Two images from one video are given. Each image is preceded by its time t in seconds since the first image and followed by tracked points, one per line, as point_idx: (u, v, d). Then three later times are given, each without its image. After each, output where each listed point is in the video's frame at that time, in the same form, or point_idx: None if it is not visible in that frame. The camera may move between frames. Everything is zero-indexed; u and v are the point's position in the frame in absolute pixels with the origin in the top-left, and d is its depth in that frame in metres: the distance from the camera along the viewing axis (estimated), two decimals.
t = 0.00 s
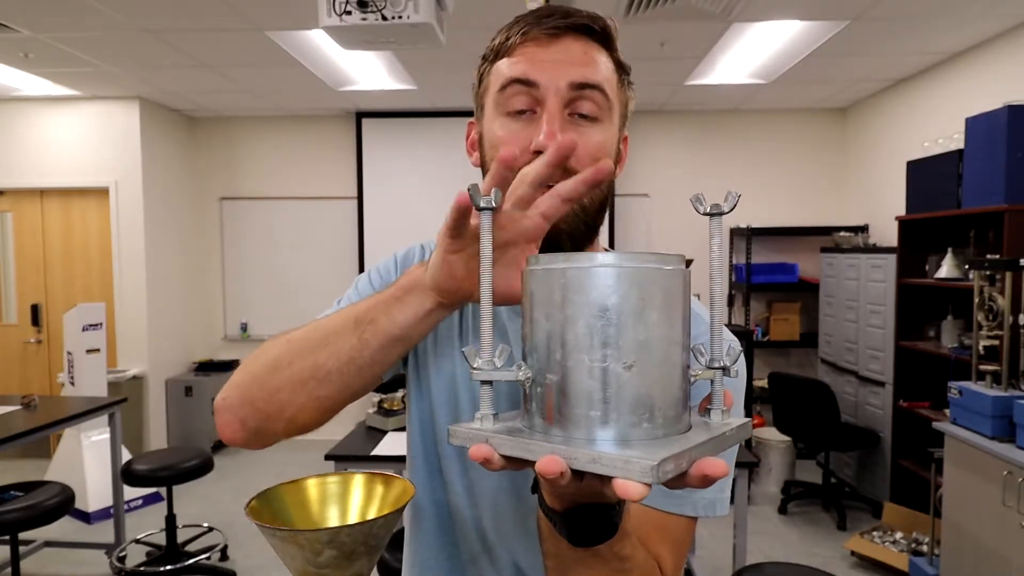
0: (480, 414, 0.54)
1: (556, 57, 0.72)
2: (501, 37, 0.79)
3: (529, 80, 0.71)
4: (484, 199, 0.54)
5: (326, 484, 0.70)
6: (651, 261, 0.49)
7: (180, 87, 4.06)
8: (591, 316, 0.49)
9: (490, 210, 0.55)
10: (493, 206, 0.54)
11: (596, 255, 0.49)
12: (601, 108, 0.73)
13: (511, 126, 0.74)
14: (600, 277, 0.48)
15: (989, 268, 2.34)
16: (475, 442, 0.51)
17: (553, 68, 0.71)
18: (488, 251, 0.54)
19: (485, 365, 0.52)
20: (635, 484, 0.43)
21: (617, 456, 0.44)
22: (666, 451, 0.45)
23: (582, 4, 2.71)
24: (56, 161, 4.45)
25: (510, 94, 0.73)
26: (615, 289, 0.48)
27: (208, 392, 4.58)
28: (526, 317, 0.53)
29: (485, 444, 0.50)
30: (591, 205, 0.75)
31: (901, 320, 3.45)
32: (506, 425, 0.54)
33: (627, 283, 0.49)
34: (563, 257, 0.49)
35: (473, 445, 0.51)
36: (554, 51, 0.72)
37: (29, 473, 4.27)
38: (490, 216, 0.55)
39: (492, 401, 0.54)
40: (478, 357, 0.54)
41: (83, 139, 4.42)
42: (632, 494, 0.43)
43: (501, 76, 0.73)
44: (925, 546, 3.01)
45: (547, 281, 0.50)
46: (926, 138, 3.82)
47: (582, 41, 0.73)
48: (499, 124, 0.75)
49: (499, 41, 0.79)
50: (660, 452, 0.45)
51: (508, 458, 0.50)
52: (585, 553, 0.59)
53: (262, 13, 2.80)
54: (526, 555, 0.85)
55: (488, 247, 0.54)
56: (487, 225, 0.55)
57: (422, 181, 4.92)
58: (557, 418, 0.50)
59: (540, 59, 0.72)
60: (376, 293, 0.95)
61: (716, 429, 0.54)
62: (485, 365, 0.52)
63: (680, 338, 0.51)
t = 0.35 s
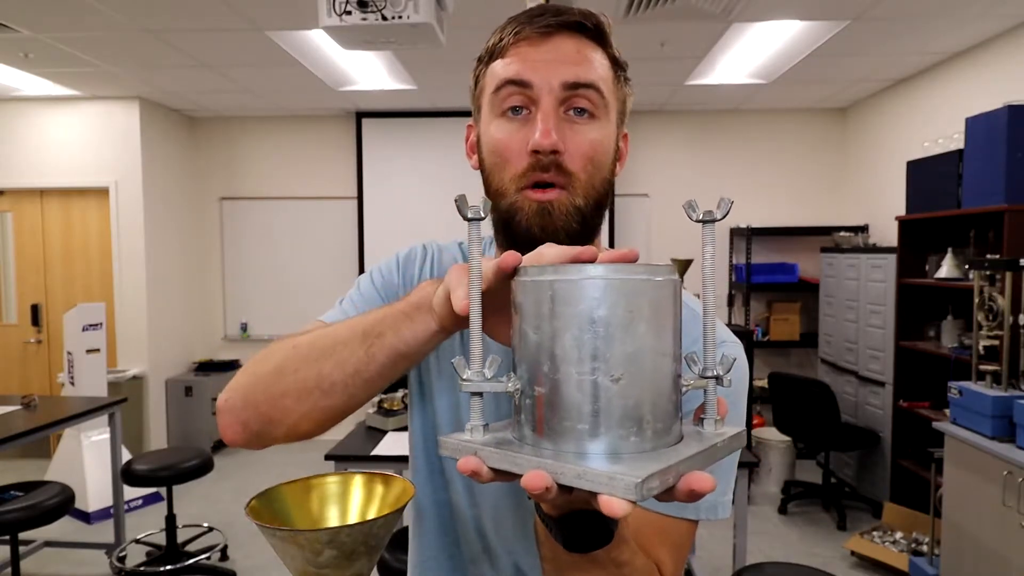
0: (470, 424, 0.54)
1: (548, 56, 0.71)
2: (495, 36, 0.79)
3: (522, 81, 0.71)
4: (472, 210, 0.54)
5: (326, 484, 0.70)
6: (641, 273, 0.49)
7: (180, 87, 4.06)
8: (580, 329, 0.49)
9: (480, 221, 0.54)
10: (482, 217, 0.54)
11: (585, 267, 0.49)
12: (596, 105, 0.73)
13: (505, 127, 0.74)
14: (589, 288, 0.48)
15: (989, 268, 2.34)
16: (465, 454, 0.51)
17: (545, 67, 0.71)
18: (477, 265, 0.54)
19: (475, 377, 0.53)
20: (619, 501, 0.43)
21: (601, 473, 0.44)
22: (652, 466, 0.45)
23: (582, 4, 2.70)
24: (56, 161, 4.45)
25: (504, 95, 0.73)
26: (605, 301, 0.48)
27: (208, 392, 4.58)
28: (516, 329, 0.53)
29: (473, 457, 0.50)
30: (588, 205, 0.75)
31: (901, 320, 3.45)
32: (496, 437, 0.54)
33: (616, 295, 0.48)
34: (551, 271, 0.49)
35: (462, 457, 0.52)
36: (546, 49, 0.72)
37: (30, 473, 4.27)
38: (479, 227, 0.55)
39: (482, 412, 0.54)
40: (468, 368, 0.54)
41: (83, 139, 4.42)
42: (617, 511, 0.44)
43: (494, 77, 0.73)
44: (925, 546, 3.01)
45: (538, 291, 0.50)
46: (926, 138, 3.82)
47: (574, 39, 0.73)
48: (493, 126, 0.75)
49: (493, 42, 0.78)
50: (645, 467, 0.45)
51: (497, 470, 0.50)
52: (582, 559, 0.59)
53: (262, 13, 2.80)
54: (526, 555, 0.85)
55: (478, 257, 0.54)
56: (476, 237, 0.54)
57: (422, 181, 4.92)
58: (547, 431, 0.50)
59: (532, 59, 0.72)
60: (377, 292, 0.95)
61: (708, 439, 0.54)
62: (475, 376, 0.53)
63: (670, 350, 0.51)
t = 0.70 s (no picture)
0: (471, 433, 0.54)
1: (543, 56, 0.71)
2: (489, 37, 0.79)
3: (517, 82, 0.71)
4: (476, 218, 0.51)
5: (326, 484, 0.70)
6: (642, 283, 0.49)
7: (180, 87, 4.06)
8: (583, 339, 0.49)
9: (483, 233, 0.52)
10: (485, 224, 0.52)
11: (588, 275, 0.49)
12: (592, 105, 0.73)
13: (502, 128, 0.74)
14: (591, 298, 0.49)
15: (989, 268, 2.33)
16: (466, 463, 0.51)
17: (541, 67, 0.71)
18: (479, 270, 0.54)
19: (476, 386, 0.52)
20: (625, 510, 0.43)
21: (605, 482, 0.45)
22: (656, 477, 0.46)
23: (582, 4, 2.70)
24: (56, 161, 4.45)
25: (499, 96, 0.73)
26: (607, 310, 0.49)
27: (208, 392, 4.58)
28: (517, 337, 0.53)
29: (475, 466, 0.50)
30: (586, 203, 0.76)
31: (901, 320, 3.45)
32: (497, 446, 0.54)
33: (618, 304, 0.49)
34: (552, 279, 0.50)
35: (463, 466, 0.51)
36: (541, 49, 0.72)
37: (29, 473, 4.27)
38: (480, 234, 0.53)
39: (483, 420, 0.54)
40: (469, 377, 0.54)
41: (82, 139, 4.42)
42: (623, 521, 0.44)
43: (490, 78, 0.73)
44: (925, 546, 3.01)
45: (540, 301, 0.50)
46: (926, 138, 3.82)
47: (569, 37, 0.73)
48: (489, 127, 0.75)
49: (487, 42, 0.78)
50: (649, 477, 0.46)
51: (499, 479, 0.50)
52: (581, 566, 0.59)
53: (262, 13, 2.80)
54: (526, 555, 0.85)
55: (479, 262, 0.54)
56: (478, 244, 0.53)
57: (422, 181, 4.92)
58: (549, 439, 0.50)
59: (527, 58, 0.71)
60: (377, 294, 0.95)
61: (710, 449, 0.54)
62: (476, 385, 0.53)
63: (672, 359, 0.51)
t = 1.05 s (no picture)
0: (469, 445, 0.55)
1: (543, 59, 0.72)
2: (489, 39, 0.80)
3: (516, 85, 0.71)
4: (474, 231, 0.54)
5: (327, 484, 0.70)
6: (641, 297, 0.49)
7: (180, 86, 4.06)
8: (581, 354, 0.49)
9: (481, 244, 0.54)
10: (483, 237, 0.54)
11: (588, 290, 0.49)
12: (592, 108, 0.73)
13: (501, 132, 0.74)
14: (589, 312, 0.49)
15: (989, 268, 2.33)
16: (464, 475, 0.52)
17: (540, 71, 0.71)
18: (478, 282, 0.55)
19: (475, 399, 0.54)
20: (617, 530, 0.43)
21: (599, 501, 0.45)
22: (651, 495, 0.46)
23: (583, 4, 2.70)
24: (56, 161, 4.45)
25: (499, 98, 0.73)
26: (606, 326, 0.49)
27: (208, 392, 4.58)
28: (517, 350, 0.53)
29: (470, 479, 0.51)
30: (586, 208, 0.75)
31: (901, 320, 3.45)
32: (495, 458, 0.55)
33: (618, 319, 0.49)
34: (550, 293, 0.50)
35: (461, 478, 0.53)
36: (541, 51, 0.72)
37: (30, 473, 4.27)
38: (479, 245, 0.55)
39: (481, 434, 0.55)
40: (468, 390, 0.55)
41: (82, 139, 4.42)
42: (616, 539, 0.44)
43: (489, 82, 0.74)
44: (925, 546, 3.02)
45: (539, 316, 0.50)
46: (926, 138, 3.82)
47: (569, 40, 0.73)
48: (489, 130, 0.75)
49: (487, 44, 0.79)
50: (645, 495, 0.46)
51: (494, 492, 0.51)
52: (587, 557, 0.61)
53: (262, 13, 2.80)
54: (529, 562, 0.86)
55: (478, 278, 0.55)
56: (477, 257, 0.55)
57: (422, 181, 4.92)
58: (547, 454, 0.51)
59: (526, 61, 0.72)
60: (376, 297, 0.96)
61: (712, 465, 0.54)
62: (474, 397, 0.54)
63: (672, 375, 0.51)
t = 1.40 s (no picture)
0: (558, 390, 0.58)
1: (530, 55, 0.74)
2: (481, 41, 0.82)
3: (505, 81, 0.74)
4: (574, 190, 0.55)
5: (327, 484, 0.70)
6: (724, 255, 0.56)
7: (180, 86, 4.06)
8: (669, 304, 0.55)
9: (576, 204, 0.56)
10: (582, 197, 0.56)
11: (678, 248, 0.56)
12: (581, 102, 0.75)
13: (491, 125, 0.76)
14: (684, 266, 0.55)
15: (989, 268, 2.33)
16: (558, 415, 0.55)
17: (528, 66, 0.74)
18: (573, 237, 0.57)
19: (568, 345, 0.58)
20: (729, 451, 0.48)
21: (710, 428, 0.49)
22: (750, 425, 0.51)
23: (583, 4, 2.70)
24: (56, 160, 4.45)
25: (490, 93, 0.75)
26: (697, 279, 0.55)
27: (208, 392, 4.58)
28: (608, 302, 0.59)
29: (570, 416, 0.54)
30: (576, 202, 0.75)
31: (901, 320, 3.45)
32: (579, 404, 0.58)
33: (707, 274, 0.55)
34: (639, 245, 0.57)
35: (555, 417, 0.55)
36: (529, 48, 0.75)
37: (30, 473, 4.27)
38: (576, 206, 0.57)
39: (568, 380, 0.59)
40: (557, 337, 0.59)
41: (82, 139, 4.42)
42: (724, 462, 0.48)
43: (480, 79, 0.76)
44: (925, 546, 3.02)
45: (637, 268, 0.57)
46: (926, 138, 3.82)
47: (557, 36, 0.76)
48: (480, 125, 0.77)
49: (479, 45, 0.81)
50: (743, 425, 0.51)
51: (590, 430, 0.54)
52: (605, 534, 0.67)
53: (263, 13, 2.80)
54: (531, 561, 0.86)
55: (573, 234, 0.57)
56: (574, 214, 0.57)
57: (422, 181, 4.92)
58: (636, 393, 0.56)
59: (516, 58, 0.75)
60: (362, 307, 0.94)
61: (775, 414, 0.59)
62: (566, 344, 0.58)
63: (749, 329, 0.57)
